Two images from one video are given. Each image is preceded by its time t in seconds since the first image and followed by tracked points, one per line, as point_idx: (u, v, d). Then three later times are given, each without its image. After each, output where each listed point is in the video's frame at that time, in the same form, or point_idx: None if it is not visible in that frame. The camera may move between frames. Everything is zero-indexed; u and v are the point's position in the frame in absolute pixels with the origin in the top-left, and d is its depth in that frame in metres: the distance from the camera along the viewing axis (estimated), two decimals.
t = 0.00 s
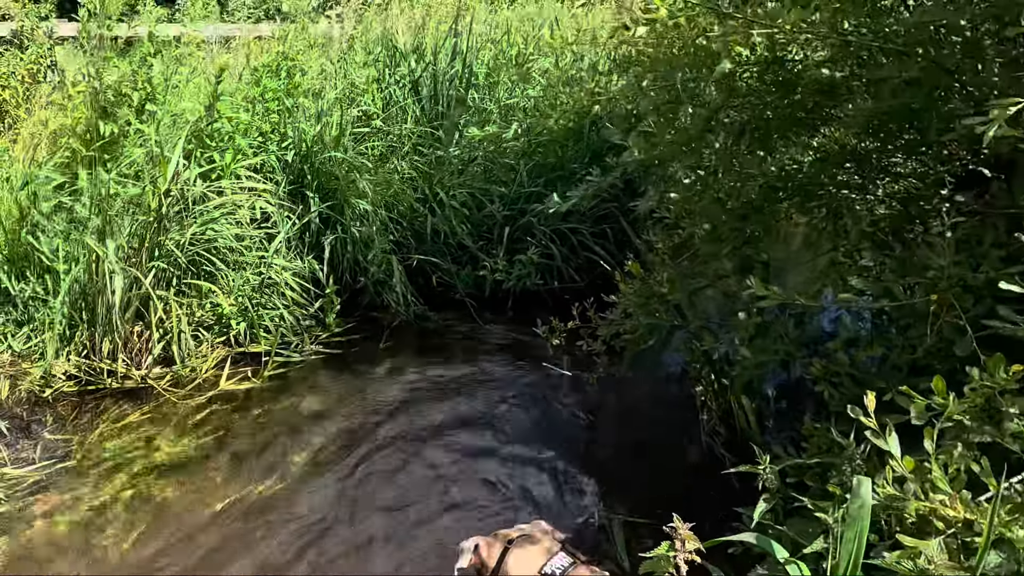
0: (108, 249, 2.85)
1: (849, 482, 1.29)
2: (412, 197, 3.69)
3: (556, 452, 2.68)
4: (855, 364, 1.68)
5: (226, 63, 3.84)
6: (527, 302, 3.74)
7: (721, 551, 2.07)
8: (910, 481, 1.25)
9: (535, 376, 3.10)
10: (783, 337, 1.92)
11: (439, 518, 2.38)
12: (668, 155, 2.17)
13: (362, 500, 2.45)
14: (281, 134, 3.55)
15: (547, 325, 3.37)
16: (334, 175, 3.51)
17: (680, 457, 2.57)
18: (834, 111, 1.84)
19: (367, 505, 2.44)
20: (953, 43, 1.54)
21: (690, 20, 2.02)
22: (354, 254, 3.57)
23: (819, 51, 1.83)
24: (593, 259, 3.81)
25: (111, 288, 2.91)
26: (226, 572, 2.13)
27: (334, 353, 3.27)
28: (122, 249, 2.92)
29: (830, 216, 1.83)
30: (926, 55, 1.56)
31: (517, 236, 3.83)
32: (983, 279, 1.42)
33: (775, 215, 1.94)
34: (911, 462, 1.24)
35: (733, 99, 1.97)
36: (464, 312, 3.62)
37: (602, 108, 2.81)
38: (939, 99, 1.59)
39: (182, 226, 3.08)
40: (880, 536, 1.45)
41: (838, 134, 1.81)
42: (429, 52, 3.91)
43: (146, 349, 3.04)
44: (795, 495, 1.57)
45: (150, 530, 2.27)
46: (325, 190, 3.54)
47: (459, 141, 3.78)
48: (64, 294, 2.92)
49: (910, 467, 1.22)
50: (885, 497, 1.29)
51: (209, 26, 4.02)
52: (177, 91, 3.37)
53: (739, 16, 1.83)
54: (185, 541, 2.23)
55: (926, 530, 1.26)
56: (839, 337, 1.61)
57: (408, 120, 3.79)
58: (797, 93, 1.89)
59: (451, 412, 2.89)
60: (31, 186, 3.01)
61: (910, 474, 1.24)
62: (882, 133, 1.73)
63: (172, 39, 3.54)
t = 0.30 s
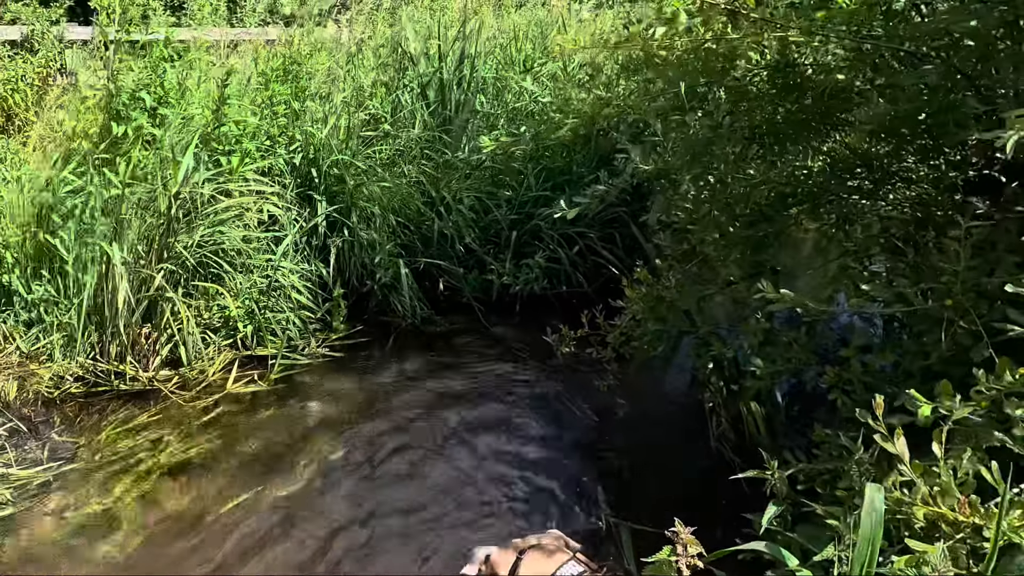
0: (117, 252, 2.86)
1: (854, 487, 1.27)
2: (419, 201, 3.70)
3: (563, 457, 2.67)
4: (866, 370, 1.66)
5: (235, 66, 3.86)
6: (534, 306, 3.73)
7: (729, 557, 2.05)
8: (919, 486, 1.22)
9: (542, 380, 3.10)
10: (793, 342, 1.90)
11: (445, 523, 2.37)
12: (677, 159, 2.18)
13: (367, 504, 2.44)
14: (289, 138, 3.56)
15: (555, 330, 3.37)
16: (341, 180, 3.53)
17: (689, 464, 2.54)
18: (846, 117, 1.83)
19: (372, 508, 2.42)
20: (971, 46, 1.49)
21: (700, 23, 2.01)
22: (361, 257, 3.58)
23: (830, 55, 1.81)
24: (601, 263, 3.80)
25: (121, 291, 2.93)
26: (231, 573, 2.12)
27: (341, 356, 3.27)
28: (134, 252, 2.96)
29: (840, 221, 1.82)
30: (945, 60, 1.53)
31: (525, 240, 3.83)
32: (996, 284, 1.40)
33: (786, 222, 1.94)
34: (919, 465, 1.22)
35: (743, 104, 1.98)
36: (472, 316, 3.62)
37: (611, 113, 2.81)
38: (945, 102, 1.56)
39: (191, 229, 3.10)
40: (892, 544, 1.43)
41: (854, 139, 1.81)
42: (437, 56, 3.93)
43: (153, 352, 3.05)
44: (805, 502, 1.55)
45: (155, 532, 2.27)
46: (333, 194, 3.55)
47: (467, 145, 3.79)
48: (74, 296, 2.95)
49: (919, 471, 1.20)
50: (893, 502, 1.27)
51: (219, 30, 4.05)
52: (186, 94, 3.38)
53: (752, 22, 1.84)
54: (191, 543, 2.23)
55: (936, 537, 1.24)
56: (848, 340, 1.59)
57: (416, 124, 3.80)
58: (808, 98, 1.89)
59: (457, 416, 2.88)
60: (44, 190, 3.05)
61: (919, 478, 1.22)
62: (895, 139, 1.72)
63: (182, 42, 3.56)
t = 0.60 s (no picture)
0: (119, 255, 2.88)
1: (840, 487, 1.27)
2: (424, 205, 3.71)
3: (567, 461, 2.66)
4: (872, 374, 1.66)
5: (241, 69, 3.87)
6: (540, 310, 3.74)
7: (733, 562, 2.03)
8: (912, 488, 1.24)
9: (546, 384, 3.09)
10: (800, 346, 1.90)
11: (448, 526, 2.37)
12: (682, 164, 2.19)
13: (372, 506, 2.44)
14: (294, 141, 3.59)
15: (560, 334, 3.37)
16: (346, 184, 3.56)
17: (696, 470, 2.52)
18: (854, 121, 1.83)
19: (376, 511, 2.42)
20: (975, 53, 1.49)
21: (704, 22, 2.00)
22: (366, 260, 3.59)
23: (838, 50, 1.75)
24: (606, 268, 3.80)
25: (127, 292, 2.94)
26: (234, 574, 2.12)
27: (346, 359, 3.28)
28: (135, 254, 2.96)
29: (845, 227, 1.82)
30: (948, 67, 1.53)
31: (530, 244, 3.83)
32: (1002, 288, 1.40)
33: (790, 227, 1.93)
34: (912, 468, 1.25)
35: (748, 108, 1.98)
36: (476, 319, 3.62)
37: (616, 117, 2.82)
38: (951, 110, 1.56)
39: (196, 231, 3.10)
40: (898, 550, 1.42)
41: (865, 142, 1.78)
42: (442, 61, 3.94)
43: (159, 354, 3.06)
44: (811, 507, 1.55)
45: (160, 532, 2.27)
46: (338, 197, 3.57)
47: (472, 149, 3.80)
48: (81, 298, 2.98)
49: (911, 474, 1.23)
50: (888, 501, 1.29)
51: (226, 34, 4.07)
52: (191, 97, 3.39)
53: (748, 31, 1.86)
54: (196, 544, 2.23)
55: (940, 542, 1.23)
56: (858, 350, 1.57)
57: (422, 127, 3.81)
58: (815, 101, 1.89)
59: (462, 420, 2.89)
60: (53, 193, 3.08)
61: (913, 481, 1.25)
62: (903, 143, 1.72)
63: (188, 48, 3.60)
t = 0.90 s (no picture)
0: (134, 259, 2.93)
1: (843, 493, 1.26)
2: (430, 210, 3.72)
3: (572, 467, 2.65)
4: (879, 382, 1.65)
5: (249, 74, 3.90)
6: (545, 316, 3.74)
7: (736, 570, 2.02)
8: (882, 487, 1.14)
9: (551, 390, 3.09)
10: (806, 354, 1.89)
11: (451, 532, 2.36)
12: (692, 170, 2.19)
13: (375, 512, 2.43)
14: (301, 146, 3.58)
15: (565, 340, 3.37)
16: (352, 189, 3.55)
17: (699, 476, 2.50)
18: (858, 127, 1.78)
19: (379, 516, 2.42)
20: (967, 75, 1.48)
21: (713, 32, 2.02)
22: (372, 265, 3.60)
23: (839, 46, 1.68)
24: (613, 274, 3.79)
25: (134, 296, 2.96)
26: None
27: (351, 364, 3.28)
28: (145, 258, 2.98)
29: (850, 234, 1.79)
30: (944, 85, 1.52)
31: (536, 250, 3.83)
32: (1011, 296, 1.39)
33: (798, 233, 1.92)
34: (886, 470, 1.16)
35: (756, 115, 1.98)
36: (482, 324, 3.63)
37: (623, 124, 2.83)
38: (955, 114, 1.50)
39: (203, 235, 3.11)
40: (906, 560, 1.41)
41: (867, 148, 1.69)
42: (448, 66, 3.96)
43: (166, 357, 3.07)
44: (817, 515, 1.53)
45: (164, 536, 2.28)
46: (345, 202, 3.58)
47: (478, 154, 3.81)
48: (90, 301, 3.00)
49: (886, 473, 1.14)
50: (860, 502, 1.21)
51: (235, 39, 4.10)
52: (200, 103, 3.42)
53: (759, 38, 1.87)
54: (200, 547, 2.23)
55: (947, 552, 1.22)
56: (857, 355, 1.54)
57: (428, 132, 3.83)
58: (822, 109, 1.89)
59: (467, 425, 2.88)
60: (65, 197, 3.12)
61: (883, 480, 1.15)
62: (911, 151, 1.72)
63: (196, 53, 3.63)
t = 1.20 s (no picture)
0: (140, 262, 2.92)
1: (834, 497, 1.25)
2: (435, 215, 3.72)
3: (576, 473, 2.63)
4: (886, 392, 1.63)
5: (257, 79, 3.91)
6: (550, 321, 3.72)
7: None
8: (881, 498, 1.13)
9: (555, 395, 3.08)
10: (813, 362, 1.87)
11: (454, 538, 2.34)
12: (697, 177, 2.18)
13: (376, 518, 2.42)
14: (307, 150, 3.60)
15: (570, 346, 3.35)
16: (357, 193, 3.54)
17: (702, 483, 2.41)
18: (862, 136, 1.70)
19: (380, 522, 2.40)
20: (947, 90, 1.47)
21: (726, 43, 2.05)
22: (377, 269, 3.60)
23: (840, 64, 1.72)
24: (619, 279, 3.78)
25: (140, 299, 2.95)
26: None
27: (355, 368, 3.28)
28: (152, 261, 2.97)
29: (851, 246, 1.72)
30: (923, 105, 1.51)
31: (542, 255, 3.82)
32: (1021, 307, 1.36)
33: (802, 245, 1.87)
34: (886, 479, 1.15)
35: (762, 121, 1.96)
36: (486, 329, 3.61)
37: (629, 128, 2.82)
38: (953, 128, 1.50)
39: (208, 238, 3.11)
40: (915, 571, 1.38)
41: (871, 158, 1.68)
42: (454, 71, 3.97)
43: (170, 360, 3.06)
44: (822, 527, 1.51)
45: (165, 541, 2.27)
46: (350, 207, 3.57)
47: (483, 159, 3.81)
48: (95, 304, 3.01)
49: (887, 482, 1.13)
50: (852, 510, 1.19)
51: (243, 43, 4.12)
52: (205, 106, 3.42)
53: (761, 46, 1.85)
54: (201, 552, 2.22)
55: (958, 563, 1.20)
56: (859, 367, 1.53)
57: (433, 137, 3.84)
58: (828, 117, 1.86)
59: (470, 431, 2.87)
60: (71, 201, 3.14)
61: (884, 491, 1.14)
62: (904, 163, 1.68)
63: (204, 58, 3.66)
